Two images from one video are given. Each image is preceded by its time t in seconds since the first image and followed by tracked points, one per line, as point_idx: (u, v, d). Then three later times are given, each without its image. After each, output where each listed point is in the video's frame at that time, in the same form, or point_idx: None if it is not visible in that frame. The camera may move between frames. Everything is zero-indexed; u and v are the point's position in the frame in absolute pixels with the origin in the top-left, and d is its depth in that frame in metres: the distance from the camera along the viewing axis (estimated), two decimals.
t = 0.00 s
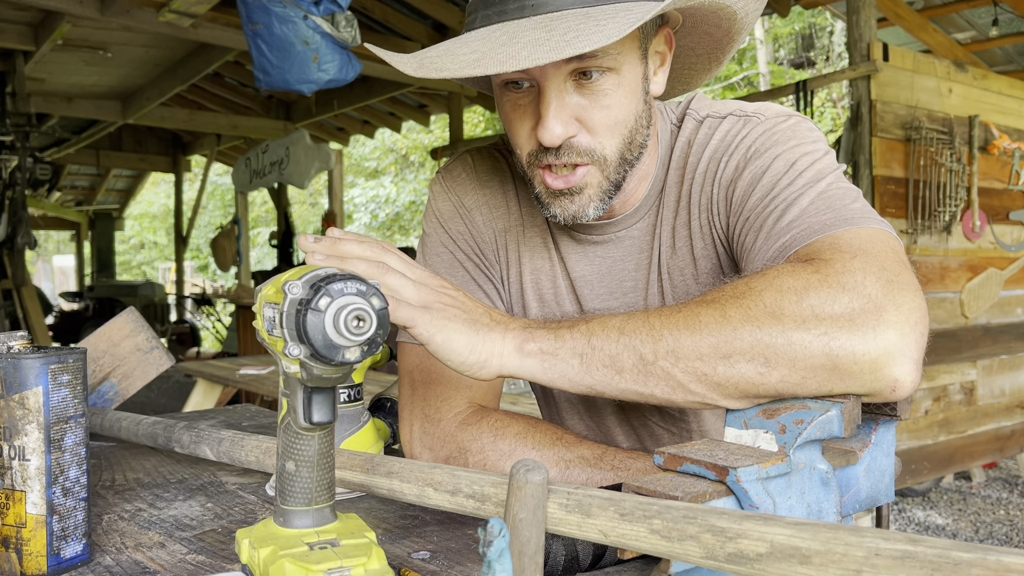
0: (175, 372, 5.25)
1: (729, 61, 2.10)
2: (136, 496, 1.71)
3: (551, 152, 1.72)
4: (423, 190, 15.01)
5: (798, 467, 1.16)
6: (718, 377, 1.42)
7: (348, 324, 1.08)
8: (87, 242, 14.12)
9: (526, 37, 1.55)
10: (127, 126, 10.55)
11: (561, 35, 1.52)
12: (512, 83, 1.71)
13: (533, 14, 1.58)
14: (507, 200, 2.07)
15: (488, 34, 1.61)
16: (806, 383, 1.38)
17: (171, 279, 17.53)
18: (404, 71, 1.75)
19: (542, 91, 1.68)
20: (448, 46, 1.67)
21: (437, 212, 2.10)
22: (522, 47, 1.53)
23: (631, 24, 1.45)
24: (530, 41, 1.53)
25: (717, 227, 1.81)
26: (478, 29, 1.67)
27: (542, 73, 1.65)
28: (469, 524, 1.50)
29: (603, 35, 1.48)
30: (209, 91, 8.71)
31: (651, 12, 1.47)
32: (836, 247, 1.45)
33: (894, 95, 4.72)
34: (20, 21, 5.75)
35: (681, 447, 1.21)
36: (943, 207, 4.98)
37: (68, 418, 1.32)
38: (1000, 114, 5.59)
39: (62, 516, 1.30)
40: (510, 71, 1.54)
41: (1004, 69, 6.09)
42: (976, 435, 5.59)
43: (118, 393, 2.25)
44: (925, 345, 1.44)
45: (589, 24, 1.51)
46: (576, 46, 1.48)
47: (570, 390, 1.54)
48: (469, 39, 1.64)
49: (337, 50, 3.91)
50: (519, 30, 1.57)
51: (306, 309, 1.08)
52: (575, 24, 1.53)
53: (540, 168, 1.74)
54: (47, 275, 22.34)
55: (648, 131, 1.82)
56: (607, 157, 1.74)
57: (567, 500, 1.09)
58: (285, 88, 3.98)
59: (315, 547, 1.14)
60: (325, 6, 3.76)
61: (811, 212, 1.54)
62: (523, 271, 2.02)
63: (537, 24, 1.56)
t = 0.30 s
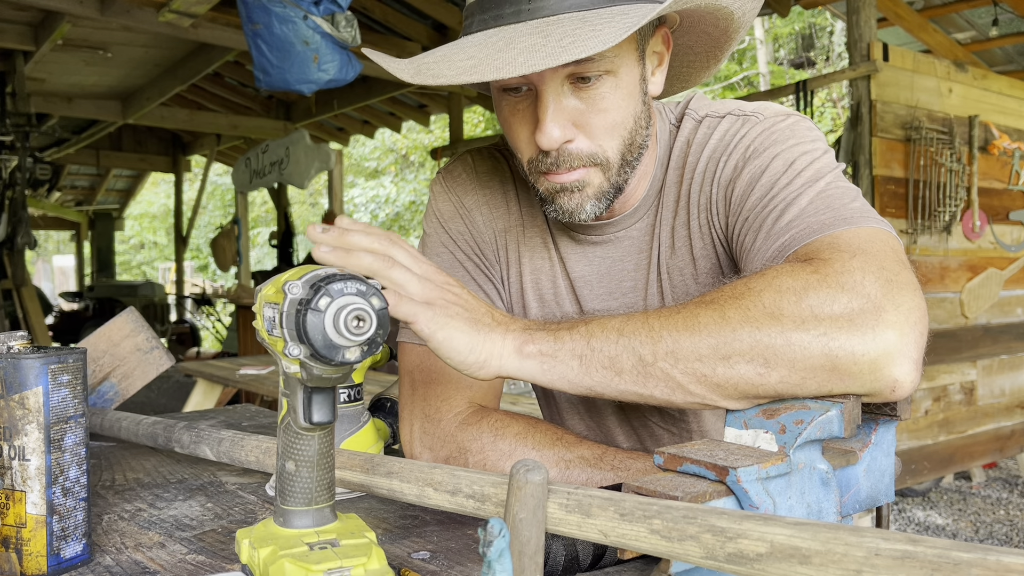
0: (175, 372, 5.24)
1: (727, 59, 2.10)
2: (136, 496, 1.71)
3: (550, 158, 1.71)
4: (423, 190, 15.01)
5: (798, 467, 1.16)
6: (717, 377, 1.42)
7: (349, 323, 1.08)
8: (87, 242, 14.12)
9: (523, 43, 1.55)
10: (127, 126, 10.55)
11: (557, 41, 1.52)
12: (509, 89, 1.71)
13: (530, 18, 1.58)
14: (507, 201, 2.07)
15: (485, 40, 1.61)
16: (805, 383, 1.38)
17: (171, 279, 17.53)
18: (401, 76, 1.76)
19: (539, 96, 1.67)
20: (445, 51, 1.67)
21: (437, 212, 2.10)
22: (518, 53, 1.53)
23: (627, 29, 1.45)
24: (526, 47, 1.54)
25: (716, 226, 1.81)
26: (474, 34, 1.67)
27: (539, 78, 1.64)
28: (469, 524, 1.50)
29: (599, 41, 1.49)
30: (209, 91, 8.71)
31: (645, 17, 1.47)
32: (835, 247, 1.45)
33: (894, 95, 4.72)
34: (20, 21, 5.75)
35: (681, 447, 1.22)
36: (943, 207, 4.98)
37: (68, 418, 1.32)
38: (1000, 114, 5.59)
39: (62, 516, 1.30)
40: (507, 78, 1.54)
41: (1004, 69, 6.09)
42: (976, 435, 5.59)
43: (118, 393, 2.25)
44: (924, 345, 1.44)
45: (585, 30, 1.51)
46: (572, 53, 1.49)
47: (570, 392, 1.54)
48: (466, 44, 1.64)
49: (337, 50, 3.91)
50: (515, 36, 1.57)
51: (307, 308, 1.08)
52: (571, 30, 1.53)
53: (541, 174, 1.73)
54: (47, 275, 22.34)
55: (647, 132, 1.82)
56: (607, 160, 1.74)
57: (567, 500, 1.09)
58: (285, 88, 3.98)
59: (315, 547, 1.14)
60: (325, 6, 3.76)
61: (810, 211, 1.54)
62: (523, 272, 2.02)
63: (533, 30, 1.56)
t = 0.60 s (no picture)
0: (175, 372, 5.24)
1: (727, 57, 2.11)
2: (136, 496, 1.71)
3: (556, 153, 1.72)
4: (423, 190, 15.01)
5: (798, 467, 1.16)
6: (718, 381, 1.42)
7: (349, 324, 1.08)
8: (87, 242, 14.13)
9: (528, 37, 1.55)
10: (127, 126, 10.55)
11: (563, 34, 1.52)
12: (513, 86, 1.71)
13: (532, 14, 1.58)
14: (508, 201, 2.07)
15: (488, 36, 1.61)
16: (807, 384, 1.37)
17: (171, 279, 17.54)
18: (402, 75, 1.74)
19: (542, 93, 1.67)
20: (448, 48, 1.66)
21: (439, 213, 2.10)
22: (523, 47, 1.54)
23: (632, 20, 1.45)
24: (531, 41, 1.54)
25: (717, 225, 1.81)
26: (477, 31, 1.66)
27: (542, 74, 1.64)
28: (469, 524, 1.50)
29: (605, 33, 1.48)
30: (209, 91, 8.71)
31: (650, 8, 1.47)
32: (836, 246, 1.45)
33: (893, 95, 4.73)
34: (20, 21, 5.75)
35: (681, 447, 1.21)
36: (943, 207, 4.98)
37: (68, 418, 1.32)
38: (1000, 114, 5.58)
39: (62, 516, 1.30)
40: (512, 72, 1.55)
41: (1004, 69, 6.08)
42: (976, 435, 5.59)
43: (118, 393, 2.25)
44: (925, 344, 1.43)
45: (591, 22, 1.51)
46: (579, 44, 1.49)
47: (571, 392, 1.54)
48: (469, 41, 1.63)
49: (337, 50, 3.91)
50: (520, 30, 1.56)
51: (306, 311, 1.08)
52: (577, 23, 1.52)
53: (548, 172, 1.76)
54: (46, 275, 22.34)
55: (648, 130, 1.82)
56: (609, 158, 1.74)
57: (567, 501, 1.09)
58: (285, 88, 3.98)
59: (315, 546, 1.14)
60: (325, 6, 3.76)
61: (810, 210, 1.54)
62: (524, 273, 2.02)
63: (538, 23, 1.56)
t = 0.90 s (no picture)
0: (175, 372, 5.25)
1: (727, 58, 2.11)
2: (136, 496, 1.71)
3: (551, 153, 1.71)
4: (423, 190, 15.02)
5: (798, 467, 1.16)
6: (718, 377, 1.42)
7: (349, 324, 1.08)
8: (87, 242, 14.12)
9: (524, 36, 1.54)
10: (127, 126, 10.55)
11: (559, 33, 1.51)
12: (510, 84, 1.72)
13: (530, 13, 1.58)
14: (507, 200, 2.07)
15: (486, 34, 1.62)
16: (806, 383, 1.38)
17: (171, 279, 17.54)
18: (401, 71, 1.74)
19: (541, 92, 1.67)
20: (447, 45, 1.67)
21: (438, 213, 2.10)
22: (521, 46, 1.53)
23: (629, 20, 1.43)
24: (527, 40, 1.53)
25: (716, 226, 1.81)
26: (476, 30, 1.66)
27: (540, 72, 1.64)
28: (469, 524, 1.50)
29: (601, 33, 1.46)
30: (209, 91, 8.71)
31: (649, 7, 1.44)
32: (836, 247, 1.45)
33: (894, 95, 4.73)
34: (21, 21, 5.75)
35: (681, 447, 1.22)
36: (943, 207, 4.98)
37: (68, 418, 1.32)
38: (1000, 114, 5.58)
39: (62, 516, 1.30)
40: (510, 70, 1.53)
41: (1004, 69, 6.09)
42: (976, 435, 5.59)
43: (118, 393, 2.25)
44: (924, 345, 1.43)
45: (587, 23, 1.50)
46: (574, 44, 1.47)
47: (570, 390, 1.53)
48: (467, 39, 1.64)
49: (337, 50, 3.91)
50: (517, 29, 1.57)
51: (306, 311, 1.08)
52: (573, 23, 1.52)
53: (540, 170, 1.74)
54: (46, 275, 22.33)
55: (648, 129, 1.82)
56: (608, 156, 1.74)
57: (567, 500, 1.09)
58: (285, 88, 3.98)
59: (315, 547, 1.14)
60: (325, 6, 3.76)
61: (811, 212, 1.54)
62: (524, 272, 2.02)
63: (536, 23, 1.56)
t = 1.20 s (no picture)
0: (175, 372, 5.25)
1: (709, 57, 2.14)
2: (136, 496, 1.71)
3: (579, 147, 1.72)
4: (423, 190, 15.02)
5: (798, 467, 1.16)
6: (717, 375, 1.42)
7: (347, 325, 1.08)
8: (87, 242, 14.13)
9: (566, 27, 1.54)
10: (127, 126, 10.55)
11: (604, 22, 1.52)
12: (532, 78, 1.71)
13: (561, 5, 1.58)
14: (507, 200, 2.07)
15: (519, 28, 1.60)
16: (805, 382, 1.38)
17: (171, 279, 17.55)
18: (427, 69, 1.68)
19: (568, 86, 1.68)
20: (477, 42, 1.63)
21: (438, 213, 2.10)
22: (565, 36, 1.52)
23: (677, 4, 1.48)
24: (570, 30, 1.53)
25: (717, 226, 1.81)
26: (502, 26, 1.64)
27: (567, 66, 1.65)
28: (469, 523, 1.50)
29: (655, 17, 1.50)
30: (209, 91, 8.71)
31: None
32: (838, 246, 1.45)
33: (894, 95, 4.73)
34: (20, 21, 5.75)
35: (681, 447, 1.21)
36: (943, 207, 4.98)
37: (68, 418, 1.32)
38: (1000, 114, 5.58)
39: (62, 516, 1.30)
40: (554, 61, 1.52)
41: (1004, 69, 6.08)
42: (976, 435, 5.59)
43: (118, 393, 2.25)
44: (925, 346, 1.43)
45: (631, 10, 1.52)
46: (624, 31, 1.48)
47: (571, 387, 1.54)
48: (500, 34, 1.61)
49: (337, 50, 3.91)
50: (555, 21, 1.56)
51: (306, 311, 1.08)
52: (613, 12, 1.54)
53: (566, 165, 1.74)
54: (46, 275, 22.33)
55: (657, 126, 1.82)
56: (632, 147, 1.74)
57: (567, 500, 1.09)
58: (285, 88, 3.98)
59: (315, 546, 1.14)
60: (325, 6, 3.76)
61: (811, 212, 1.54)
62: (524, 273, 2.02)
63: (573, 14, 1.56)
